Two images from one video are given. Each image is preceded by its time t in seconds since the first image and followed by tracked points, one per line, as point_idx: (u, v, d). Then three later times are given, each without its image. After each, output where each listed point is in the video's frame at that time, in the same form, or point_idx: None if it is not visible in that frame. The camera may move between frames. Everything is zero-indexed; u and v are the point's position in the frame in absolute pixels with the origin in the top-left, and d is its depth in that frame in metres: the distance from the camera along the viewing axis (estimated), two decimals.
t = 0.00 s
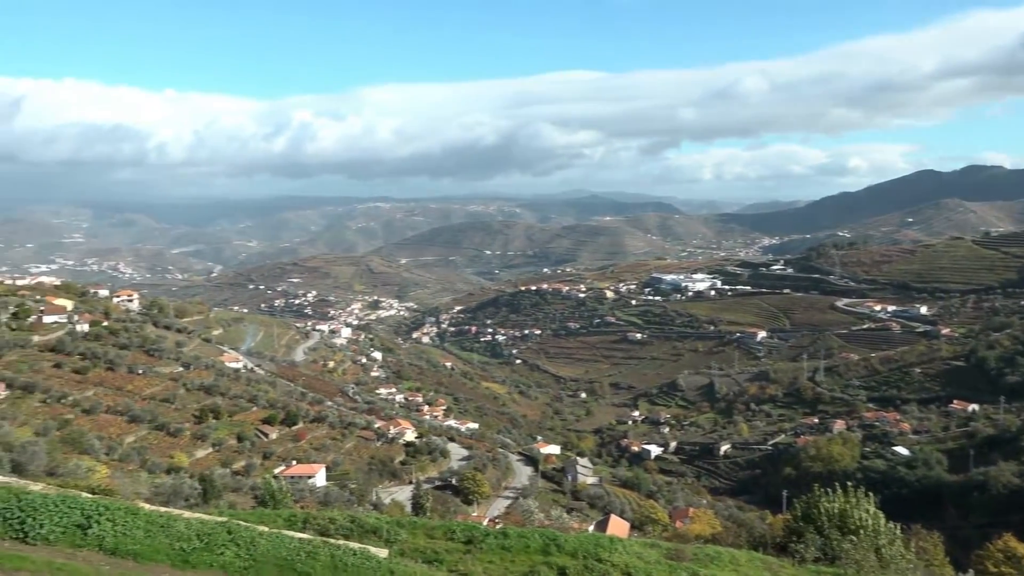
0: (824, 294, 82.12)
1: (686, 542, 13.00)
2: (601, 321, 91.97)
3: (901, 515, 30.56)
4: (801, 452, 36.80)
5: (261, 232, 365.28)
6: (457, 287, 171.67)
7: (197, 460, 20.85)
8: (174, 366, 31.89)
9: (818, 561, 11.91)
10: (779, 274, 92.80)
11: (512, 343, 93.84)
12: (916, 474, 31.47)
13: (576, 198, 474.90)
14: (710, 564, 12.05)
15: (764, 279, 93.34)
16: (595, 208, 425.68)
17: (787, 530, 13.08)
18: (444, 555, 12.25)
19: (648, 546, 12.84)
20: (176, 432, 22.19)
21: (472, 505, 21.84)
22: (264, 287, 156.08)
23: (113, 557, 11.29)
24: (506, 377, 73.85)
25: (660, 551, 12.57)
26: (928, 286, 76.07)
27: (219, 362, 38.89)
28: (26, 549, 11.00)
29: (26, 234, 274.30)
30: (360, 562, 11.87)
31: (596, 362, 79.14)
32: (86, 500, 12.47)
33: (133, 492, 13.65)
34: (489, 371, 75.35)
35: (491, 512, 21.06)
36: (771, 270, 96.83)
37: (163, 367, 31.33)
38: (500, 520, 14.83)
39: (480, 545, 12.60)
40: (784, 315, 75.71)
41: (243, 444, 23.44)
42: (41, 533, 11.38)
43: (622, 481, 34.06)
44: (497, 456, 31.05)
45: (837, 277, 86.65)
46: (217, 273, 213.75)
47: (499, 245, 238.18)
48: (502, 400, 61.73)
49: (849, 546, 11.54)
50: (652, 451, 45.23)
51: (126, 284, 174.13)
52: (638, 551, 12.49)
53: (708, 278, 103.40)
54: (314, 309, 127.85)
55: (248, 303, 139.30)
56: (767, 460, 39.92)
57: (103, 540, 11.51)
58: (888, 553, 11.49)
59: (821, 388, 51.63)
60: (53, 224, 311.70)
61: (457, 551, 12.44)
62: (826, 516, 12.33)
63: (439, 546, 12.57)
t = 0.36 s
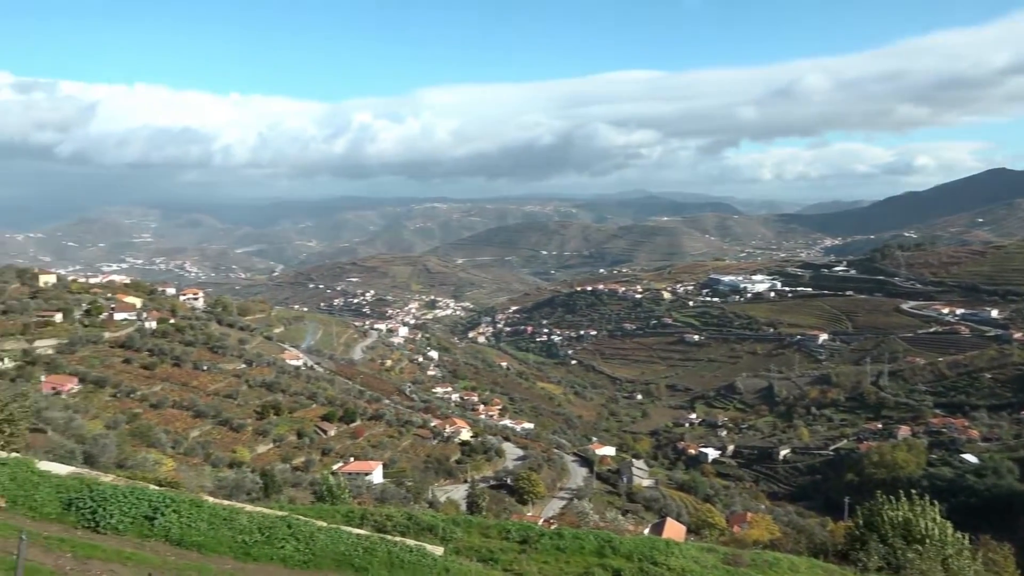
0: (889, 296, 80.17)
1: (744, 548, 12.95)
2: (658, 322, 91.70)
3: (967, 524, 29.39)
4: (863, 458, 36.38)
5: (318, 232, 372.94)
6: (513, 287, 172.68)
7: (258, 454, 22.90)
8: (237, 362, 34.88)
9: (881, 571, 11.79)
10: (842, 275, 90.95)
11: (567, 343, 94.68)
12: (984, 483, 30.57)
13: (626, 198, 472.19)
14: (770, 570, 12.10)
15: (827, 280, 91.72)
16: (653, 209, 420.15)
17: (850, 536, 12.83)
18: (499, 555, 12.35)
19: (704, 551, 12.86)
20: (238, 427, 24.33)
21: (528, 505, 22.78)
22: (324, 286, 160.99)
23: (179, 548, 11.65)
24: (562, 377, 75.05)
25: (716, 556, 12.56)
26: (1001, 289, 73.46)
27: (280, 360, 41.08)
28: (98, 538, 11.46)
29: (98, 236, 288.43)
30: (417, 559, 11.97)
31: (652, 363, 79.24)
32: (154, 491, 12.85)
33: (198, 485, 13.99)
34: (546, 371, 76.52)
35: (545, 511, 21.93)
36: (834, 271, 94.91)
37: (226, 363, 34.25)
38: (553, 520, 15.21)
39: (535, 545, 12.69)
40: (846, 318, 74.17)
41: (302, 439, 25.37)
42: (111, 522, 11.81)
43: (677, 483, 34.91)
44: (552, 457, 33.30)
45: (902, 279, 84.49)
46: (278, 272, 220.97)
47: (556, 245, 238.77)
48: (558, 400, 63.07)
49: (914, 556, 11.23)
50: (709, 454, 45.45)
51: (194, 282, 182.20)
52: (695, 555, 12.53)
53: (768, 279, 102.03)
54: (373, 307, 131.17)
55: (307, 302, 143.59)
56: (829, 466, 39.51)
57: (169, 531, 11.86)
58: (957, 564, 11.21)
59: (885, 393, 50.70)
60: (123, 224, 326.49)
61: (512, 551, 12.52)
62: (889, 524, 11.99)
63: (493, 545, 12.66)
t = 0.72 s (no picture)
0: (946, 295, 78.11)
1: (793, 552, 12.89)
2: (706, 322, 91.08)
3: None
4: (918, 462, 35.73)
5: (363, 231, 377.67)
6: (560, 286, 172.97)
7: (308, 450, 23.56)
8: (287, 359, 35.94)
9: None
10: (897, 274, 88.92)
11: (614, 342, 94.95)
12: None
13: (667, 197, 467.91)
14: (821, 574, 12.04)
15: (881, 280, 89.75)
16: (701, 209, 413.79)
17: (903, 542, 12.60)
18: (545, 553, 12.38)
19: (753, 553, 12.81)
20: (288, 424, 25.18)
21: (573, 503, 23.64)
22: (372, 285, 164.12)
23: (231, 540, 11.89)
24: (609, 376, 75.41)
25: (765, 560, 12.51)
26: None
27: (327, 356, 42.31)
28: (154, 530, 11.75)
29: (157, 236, 298.92)
30: (463, 556, 12.03)
31: (700, 363, 78.90)
32: (207, 485, 13.12)
33: (249, 482, 14.20)
34: (593, 371, 76.93)
35: (592, 511, 22.85)
36: (889, 271, 92.82)
37: (278, 360, 35.34)
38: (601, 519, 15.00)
39: (581, 545, 12.68)
40: (901, 318, 72.62)
41: (350, 436, 26.29)
42: (167, 515, 12.10)
43: (726, 485, 34.91)
44: (599, 456, 34.09)
45: (960, 279, 82.22)
46: (328, 270, 225.71)
47: (603, 245, 238.28)
48: (605, 400, 63.52)
49: (971, 563, 10.88)
50: (759, 456, 45.20)
51: (249, 280, 187.67)
52: (743, 557, 12.48)
53: (819, 279, 100.41)
54: (422, 306, 133.43)
55: (357, 300, 146.55)
56: (882, 469, 38.84)
57: (222, 524, 12.10)
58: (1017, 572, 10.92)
59: (942, 395, 49.63)
60: (179, 224, 337.08)
61: (558, 549, 12.55)
62: (945, 530, 11.73)
63: (540, 543, 12.72)
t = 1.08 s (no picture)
0: (999, 296, 76.03)
1: (838, 557, 12.75)
2: (748, 322, 90.23)
3: None
4: (967, 467, 35.01)
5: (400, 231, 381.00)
6: (600, 285, 172.64)
7: (350, 448, 24.11)
8: (330, 358, 36.61)
9: None
10: (947, 275, 86.87)
11: (654, 342, 94.75)
12: None
13: (704, 196, 462.80)
14: None
15: (930, 280, 87.86)
16: (744, 208, 406.72)
17: (953, 548, 12.29)
18: (585, 554, 12.36)
19: (796, 558, 12.68)
20: (330, 421, 25.87)
21: (614, 504, 23.99)
22: (413, 284, 166.06)
23: (275, 536, 12.08)
24: (649, 377, 75.26)
25: (810, 564, 12.38)
26: None
27: (369, 355, 43.04)
28: (201, 524, 11.98)
29: (204, 236, 305.98)
30: (503, 556, 12.07)
31: (743, 363, 78.33)
32: (252, 481, 13.34)
33: (293, 479, 14.43)
34: (634, 371, 77.01)
35: (633, 513, 23.22)
36: (939, 271, 90.73)
37: (319, 358, 36.05)
38: (641, 522, 15.06)
39: (621, 546, 12.64)
40: (950, 319, 71.03)
41: (391, 435, 26.97)
42: (213, 510, 12.32)
43: (768, 487, 34.69)
44: (639, 457, 34.18)
45: (1014, 280, 79.93)
46: (370, 270, 228.48)
47: (643, 245, 237.05)
48: (645, 400, 63.44)
49: None
50: (803, 458, 44.75)
51: (292, 279, 190.74)
52: (787, 562, 12.37)
53: (866, 279, 98.65)
54: (462, 305, 134.65)
55: (398, 299, 148.25)
56: (930, 474, 38.19)
57: (266, 519, 12.29)
58: None
59: (994, 399, 48.57)
60: (224, 224, 344.28)
61: (598, 550, 12.52)
62: (996, 538, 11.42)
63: (580, 544, 12.71)
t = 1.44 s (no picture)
0: None
1: (888, 562, 12.51)
2: (795, 322, 89.27)
3: None
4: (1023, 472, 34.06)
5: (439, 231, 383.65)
6: (643, 285, 171.81)
7: (393, 446, 24.73)
8: (374, 357, 37.48)
9: None
10: (1003, 273, 84.34)
11: (698, 341, 94.37)
12: None
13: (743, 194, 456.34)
14: None
15: (985, 279, 85.45)
16: (787, 207, 399.53)
17: (1010, 554, 11.91)
18: (629, 555, 12.30)
19: (845, 562, 12.47)
20: (374, 420, 26.61)
21: (657, 505, 24.10)
22: (456, 284, 167.80)
23: (321, 533, 12.23)
24: (693, 377, 74.93)
25: (859, 568, 12.18)
26: None
27: (412, 355, 43.70)
28: (249, 520, 12.18)
29: (251, 237, 312.92)
30: (547, 555, 12.05)
31: (789, 364, 77.51)
32: (298, 479, 13.53)
33: (338, 477, 14.64)
34: (678, 371, 76.96)
35: (677, 514, 23.44)
36: (996, 270, 88.08)
37: (364, 358, 36.92)
38: (684, 523, 15.01)
39: (665, 547, 12.57)
40: (1006, 320, 69.04)
41: (435, 434, 27.53)
42: (260, 507, 12.52)
43: (816, 490, 34.36)
44: (683, 458, 34.18)
45: None
46: (414, 270, 231.38)
47: (687, 244, 235.10)
48: (689, 400, 63.22)
49: None
50: (851, 461, 44.12)
51: (337, 279, 194.19)
52: (835, 566, 12.18)
53: (918, 279, 96.41)
54: (505, 304, 135.57)
55: (442, 299, 149.84)
56: (984, 478, 37.27)
57: (312, 516, 12.44)
58: None
59: None
60: (270, 225, 351.23)
61: (641, 552, 12.46)
62: None
63: (623, 545, 12.66)
